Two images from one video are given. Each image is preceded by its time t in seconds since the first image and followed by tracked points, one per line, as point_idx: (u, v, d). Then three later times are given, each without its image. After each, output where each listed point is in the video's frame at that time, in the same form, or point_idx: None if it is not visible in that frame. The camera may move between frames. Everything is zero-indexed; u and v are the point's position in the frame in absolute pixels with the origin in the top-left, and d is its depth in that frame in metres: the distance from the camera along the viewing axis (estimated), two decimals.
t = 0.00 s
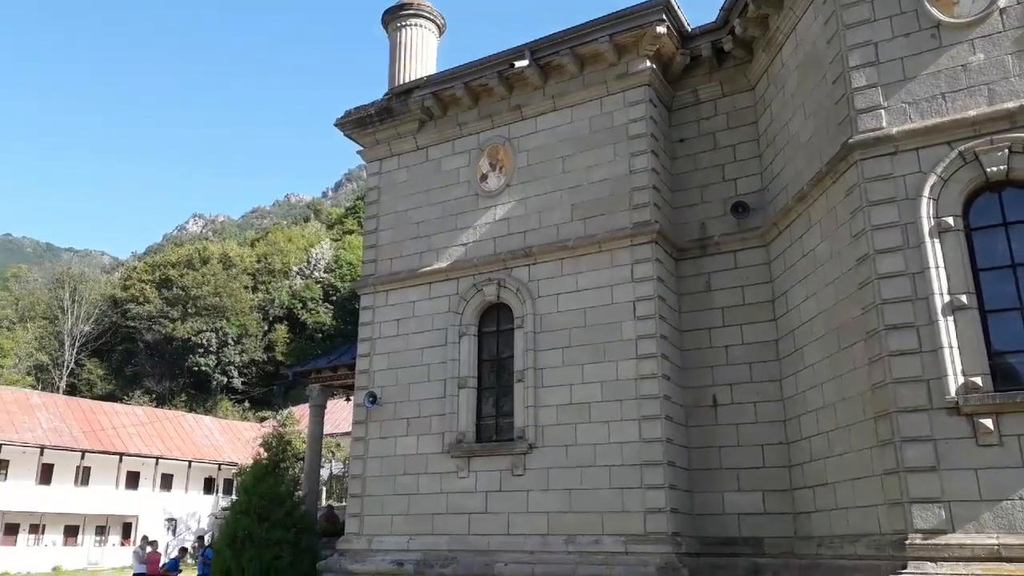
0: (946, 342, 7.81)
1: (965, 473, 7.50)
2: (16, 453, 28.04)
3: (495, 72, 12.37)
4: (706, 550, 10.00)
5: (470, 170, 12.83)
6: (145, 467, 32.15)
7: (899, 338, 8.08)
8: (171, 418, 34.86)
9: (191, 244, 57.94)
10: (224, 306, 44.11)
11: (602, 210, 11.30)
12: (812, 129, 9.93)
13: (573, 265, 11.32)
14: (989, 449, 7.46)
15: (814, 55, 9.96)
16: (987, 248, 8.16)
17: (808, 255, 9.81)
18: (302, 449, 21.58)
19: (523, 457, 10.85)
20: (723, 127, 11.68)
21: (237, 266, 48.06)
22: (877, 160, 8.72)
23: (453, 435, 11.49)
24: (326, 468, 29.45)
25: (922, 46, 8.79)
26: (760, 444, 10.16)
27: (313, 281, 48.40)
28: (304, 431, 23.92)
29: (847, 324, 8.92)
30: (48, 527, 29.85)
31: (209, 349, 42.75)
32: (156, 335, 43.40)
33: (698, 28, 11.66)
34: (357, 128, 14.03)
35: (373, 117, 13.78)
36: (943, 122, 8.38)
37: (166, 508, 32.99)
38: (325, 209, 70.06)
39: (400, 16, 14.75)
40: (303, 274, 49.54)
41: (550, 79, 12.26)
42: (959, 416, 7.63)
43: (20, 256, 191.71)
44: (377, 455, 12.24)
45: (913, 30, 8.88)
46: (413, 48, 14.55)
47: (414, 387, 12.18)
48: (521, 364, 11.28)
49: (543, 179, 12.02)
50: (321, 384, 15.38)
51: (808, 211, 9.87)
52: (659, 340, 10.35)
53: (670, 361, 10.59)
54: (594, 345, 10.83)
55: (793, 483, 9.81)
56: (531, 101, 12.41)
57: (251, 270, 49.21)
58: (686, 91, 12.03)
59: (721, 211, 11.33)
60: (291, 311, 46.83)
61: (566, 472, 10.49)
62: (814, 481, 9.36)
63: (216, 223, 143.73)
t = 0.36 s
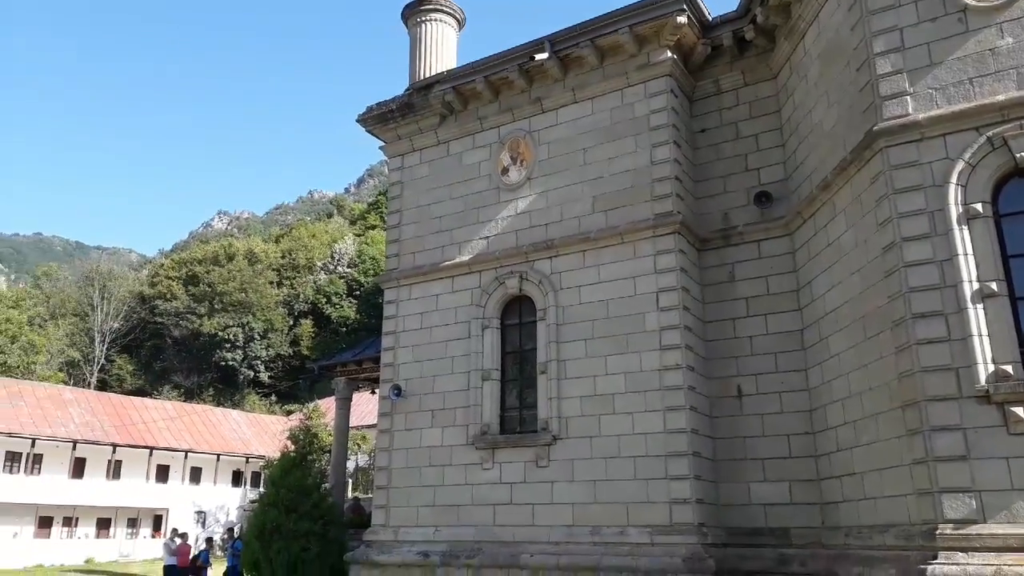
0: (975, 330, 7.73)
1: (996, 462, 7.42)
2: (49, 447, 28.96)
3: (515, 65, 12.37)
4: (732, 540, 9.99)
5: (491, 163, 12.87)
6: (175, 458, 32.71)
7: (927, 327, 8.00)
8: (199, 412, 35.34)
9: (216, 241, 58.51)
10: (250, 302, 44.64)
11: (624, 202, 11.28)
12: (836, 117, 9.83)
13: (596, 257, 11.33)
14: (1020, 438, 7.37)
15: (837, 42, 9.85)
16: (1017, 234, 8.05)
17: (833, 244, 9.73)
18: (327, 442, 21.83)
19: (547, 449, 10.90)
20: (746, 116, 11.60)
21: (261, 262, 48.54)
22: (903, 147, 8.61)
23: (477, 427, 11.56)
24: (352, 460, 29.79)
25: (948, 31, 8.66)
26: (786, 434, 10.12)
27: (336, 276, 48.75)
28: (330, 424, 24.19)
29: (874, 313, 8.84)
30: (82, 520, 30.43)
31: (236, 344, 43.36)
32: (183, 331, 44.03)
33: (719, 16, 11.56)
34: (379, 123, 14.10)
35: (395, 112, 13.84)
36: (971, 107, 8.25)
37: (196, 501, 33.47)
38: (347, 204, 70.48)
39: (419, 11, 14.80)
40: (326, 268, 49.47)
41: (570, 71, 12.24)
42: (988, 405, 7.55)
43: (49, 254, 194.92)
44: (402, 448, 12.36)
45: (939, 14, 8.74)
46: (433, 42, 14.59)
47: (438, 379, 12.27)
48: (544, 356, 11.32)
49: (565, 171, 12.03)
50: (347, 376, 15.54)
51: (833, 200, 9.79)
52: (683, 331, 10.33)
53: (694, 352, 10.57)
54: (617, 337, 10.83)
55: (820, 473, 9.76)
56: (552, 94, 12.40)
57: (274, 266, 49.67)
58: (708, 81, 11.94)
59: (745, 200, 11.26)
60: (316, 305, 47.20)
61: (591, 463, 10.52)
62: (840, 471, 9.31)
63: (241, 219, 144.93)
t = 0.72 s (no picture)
0: (1005, 321, 7.61)
1: None
2: (79, 440, 29.48)
3: (536, 58, 12.34)
4: (757, 534, 9.94)
5: (512, 157, 12.86)
6: (202, 453, 33.25)
7: (956, 318, 7.90)
8: (225, 405, 35.76)
9: (239, 236, 58.96)
10: (274, 297, 45.07)
11: (646, 194, 11.23)
12: (861, 106, 9.71)
13: (618, 250, 11.29)
14: None
15: (863, 30, 9.72)
16: None
17: (859, 235, 9.62)
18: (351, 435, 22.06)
19: (570, 442, 10.91)
20: (770, 106, 11.48)
21: (285, 257, 48.94)
22: (931, 136, 8.48)
23: (500, 420, 11.60)
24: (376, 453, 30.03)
25: (977, 17, 8.51)
26: (812, 427, 10.04)
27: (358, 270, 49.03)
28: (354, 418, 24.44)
29: (900, 305, 8.74)
30: (111, 512, 30.95)
31: (261, 338, 43.88)
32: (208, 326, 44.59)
33: (742, 5, 11.44)
34: (400, 118, 14.14)
35: (416, 107, 13.86)
36: (1001, 94, 8.11)
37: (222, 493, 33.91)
38: (369, 199, 70.84)
39: (440, 5, 14.80)
40: (348, 263, 49.69)
41: (591, 63, 12.18)
42: (1019, 397, 7.44)
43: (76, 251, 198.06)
44: (426, 441, 12.43)
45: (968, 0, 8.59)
46: (453, 36, 14.60)
47: (461, 373, 12.32)
48: (566, 349, 11.32)
49: (586, 163, 11.99)
50: (370, 370, 15.66)
51: (859, 190, 9.67)
52: (707, 323, 10.27)
53: (718, 345, 10.52)
54: (640, 330, 10.80)
55: (845, 466, 9.69)
56: (573, 85, 12.36)
57: (297, 261, 50.07)
58: (730, 70, 11.83)
59: (768, 191, 11.17)
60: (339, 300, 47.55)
61: (614, 456, 10.52)
62: (867, 464, 9.23)
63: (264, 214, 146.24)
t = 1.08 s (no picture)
0: None
1: None
2: (113, 430, 30.02)
3: (563, 47, 12.27)
4: (786, 526, 9.85)
5: (539, 146, 12.82)
6: (232, 443, 33.81)
7: (992, 308, 7.74)
8: (254, 396, 36.25)
9: (267, 228, 59.47)
10: (302, 288, 45.53)
11: (674, 183, 11.14)
12: (895, 92, 9.53)
13: (646, 240, 11.22)
14: None
15: (897, 14, 9.52)
16: None
17: (892, 224, 9.46)
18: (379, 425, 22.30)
19: (597, 433, 10.90)
20: (801, 93, 11.30)
21: (313, 250, 49.40)
22: (967, 121, 8.30)
23: (526, 411, 11.62)
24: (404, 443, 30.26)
25: None
26: (843, 418, 9.93)
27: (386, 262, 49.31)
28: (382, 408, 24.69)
29: (935, 294, 8.58)
30: (145, 500, 31.56)
31: (289, 330, 44.40)
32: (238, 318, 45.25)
33: None
34: (427, 109, 14.15)
35: (442, 97, 13.86)
36: None
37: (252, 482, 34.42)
38: (395, 191, 71.19)
39: None
40: (375, 255, 49.95)
41: (619, 51, 12.09)
42: None
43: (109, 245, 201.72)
44: (453, 431, 12.49)
45: None
46: (480, 26, 14.59)
47: (487, 363, 12.35)
48: (593, 340, 11.29)
49: (613, 153, 11.92)
50: (398, 361, 15.77)
51: (892, 178, 9.50)
52: (736, 314, 10.18)
53: (747, 335, 10.42)
54: (668, 320, 10.73)
55: (877, 458, 9.56)
56: (600, 75, 12.28)
57: (325, 253, 50.48)
58: (761, 57, 11.67)
59: (800, 180, 11.01)
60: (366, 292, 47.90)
61: (641, 447, 10.49)
62: (900, 456, 9.10)
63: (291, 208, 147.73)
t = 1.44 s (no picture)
0: None
1: None
2: (148, 421, 30.86)
3: (590, 38, 12.23)
4: (817, 518, 9.79)
5: (566, 138, 12.82)
6: (264, 433, 34.42)
7: None
8: (286, 388, 36.77)
9: (296, 222, 59.95)
10: (331, 282, 46.01)
11: (703, 174, 11.08)
12: (929, 78, 9.38)
13: (674, 231, 11.18)
14: None
15: None
16: None
17: (926, 212, 9.33)
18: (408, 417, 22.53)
19: (626, 424, 10.91)
20: (832, 81, 11.16)
21: (342, 244, 49.88)
22: (1003, 108, 8.15)
23: (554, 402, 11.66)
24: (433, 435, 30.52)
25: None
26: (875, 410, 9.83)
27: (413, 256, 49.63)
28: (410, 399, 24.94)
29: (971, 284, 8.45)
30: (180, 491, 32.17)
31: (319, 323, 44.97)
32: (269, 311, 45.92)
33: None
34: (454, 103, 14.20)
35: (469, 91, 13.89)
36: None
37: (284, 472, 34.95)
38: (422, 184, 71.54)
39: None
40: (402, 249, 50.22)
41: (646, 42, 12.03)
42: None
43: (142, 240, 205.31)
44: (481, 423, 12.57)
45: None
46: (506, 18, 14.60)
47: (515, 355, 12.40)
48: (621, 331, 11.29)
49: (640, 144, 11.88)
50: (426, 353, 15.89)
51: (926, 166, 9.36)
52: (766, 305, 10.11)
53: (778, 326, 10.35)
54: (697, 311, 10.69)
55: (911, 449, 9.46)
56: (627, 65, 12.22)
57: (353, 247, 50.95)
58: (790, 46, 11.53)
59: (831, 169, 10.89)
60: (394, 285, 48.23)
61: (670, 439, 10.48)
62: (934, 448, 9.00)
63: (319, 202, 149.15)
